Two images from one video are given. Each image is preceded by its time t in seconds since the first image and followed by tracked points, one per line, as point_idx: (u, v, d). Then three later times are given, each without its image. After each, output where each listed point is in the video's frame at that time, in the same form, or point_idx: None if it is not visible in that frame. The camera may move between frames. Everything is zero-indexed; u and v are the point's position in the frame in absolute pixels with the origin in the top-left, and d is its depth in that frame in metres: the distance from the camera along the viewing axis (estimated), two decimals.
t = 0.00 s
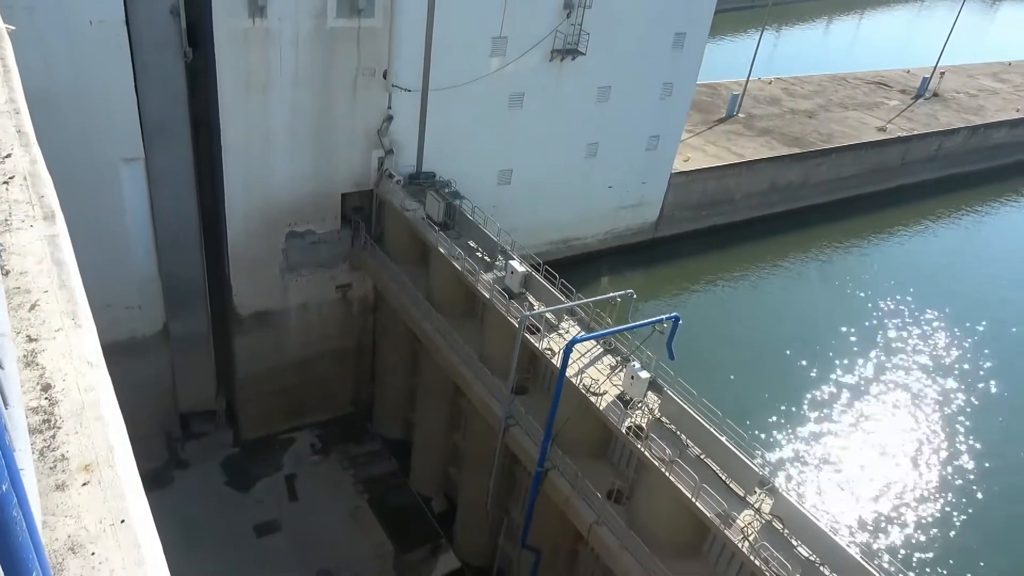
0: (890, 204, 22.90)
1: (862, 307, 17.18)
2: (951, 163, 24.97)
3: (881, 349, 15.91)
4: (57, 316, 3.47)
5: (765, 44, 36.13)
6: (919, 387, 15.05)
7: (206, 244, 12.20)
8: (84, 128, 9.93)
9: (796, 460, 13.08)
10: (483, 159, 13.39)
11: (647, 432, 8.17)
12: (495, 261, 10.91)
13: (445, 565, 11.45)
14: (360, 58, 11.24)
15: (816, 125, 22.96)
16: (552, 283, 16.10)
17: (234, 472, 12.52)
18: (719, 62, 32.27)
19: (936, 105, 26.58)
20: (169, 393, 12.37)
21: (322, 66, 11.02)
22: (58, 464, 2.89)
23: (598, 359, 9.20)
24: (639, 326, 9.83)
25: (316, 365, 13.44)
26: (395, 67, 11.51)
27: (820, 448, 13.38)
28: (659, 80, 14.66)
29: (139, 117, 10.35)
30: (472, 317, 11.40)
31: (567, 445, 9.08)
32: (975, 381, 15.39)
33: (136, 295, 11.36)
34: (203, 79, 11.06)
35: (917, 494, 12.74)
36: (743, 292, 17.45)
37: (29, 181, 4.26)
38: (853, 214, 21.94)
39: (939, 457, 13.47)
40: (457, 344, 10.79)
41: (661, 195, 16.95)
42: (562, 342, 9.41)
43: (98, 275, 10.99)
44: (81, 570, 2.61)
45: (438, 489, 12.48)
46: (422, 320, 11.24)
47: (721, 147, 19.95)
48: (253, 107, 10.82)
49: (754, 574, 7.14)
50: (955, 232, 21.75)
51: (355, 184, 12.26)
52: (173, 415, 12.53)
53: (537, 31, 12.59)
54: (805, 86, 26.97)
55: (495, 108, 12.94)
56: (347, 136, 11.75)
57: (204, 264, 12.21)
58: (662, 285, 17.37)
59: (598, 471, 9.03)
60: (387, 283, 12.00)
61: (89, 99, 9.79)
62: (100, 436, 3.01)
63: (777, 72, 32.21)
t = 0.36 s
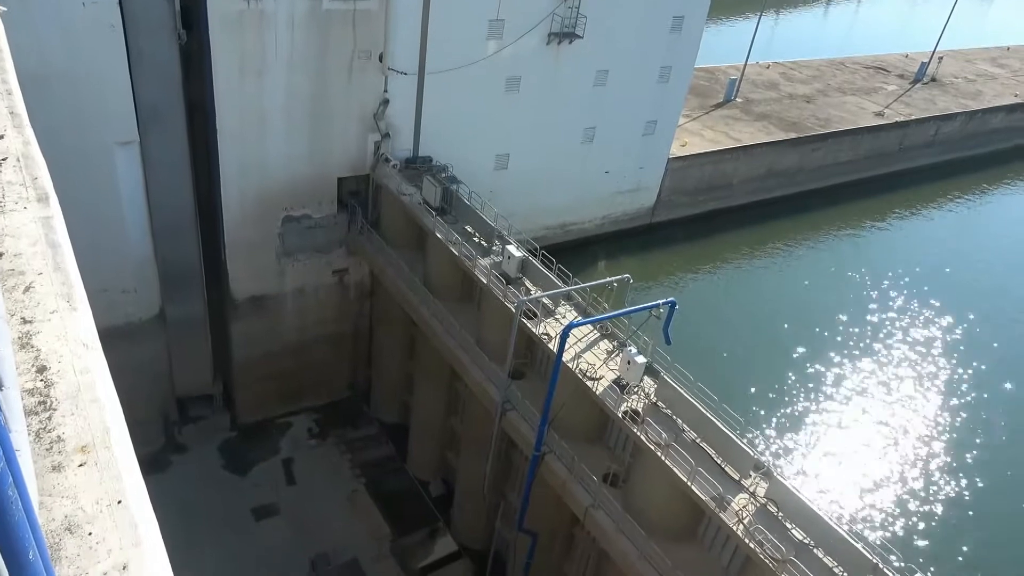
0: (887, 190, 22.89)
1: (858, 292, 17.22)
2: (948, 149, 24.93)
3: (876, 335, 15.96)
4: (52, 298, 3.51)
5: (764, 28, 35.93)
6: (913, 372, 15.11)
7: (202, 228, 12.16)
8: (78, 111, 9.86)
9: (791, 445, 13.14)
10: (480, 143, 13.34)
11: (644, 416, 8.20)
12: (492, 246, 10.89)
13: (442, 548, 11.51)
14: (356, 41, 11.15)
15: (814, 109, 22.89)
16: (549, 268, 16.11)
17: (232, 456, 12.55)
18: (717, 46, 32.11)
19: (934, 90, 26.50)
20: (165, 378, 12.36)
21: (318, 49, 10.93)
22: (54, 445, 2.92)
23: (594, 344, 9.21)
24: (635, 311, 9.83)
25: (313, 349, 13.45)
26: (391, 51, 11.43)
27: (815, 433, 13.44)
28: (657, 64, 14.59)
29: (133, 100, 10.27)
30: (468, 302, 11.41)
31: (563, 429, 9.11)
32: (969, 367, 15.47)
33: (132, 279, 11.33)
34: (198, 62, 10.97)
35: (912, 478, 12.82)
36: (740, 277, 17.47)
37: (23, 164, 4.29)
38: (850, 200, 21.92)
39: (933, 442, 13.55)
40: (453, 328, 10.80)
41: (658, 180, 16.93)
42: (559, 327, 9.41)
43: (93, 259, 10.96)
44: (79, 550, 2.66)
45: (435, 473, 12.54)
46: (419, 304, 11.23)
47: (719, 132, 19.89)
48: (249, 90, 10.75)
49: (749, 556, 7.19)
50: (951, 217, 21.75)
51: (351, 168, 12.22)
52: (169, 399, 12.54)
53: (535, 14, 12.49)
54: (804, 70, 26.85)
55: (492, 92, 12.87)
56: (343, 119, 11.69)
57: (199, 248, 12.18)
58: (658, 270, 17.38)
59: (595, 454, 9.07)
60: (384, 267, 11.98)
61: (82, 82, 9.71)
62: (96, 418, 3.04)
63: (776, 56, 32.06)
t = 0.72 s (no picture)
0: (886, 173, 22.83)
1: (857, 276, 17.23)
2: (948, 132, 24.85)
3: (873, 318, 16.00)
4: (49, 278, 3.55)
5: (764, 10, 35.66)
6: (910, 355, 15.17)
7: (199, 211, 12.12)
8: (74, 94, 9.79)
9: (789, 428, 13.20)
10: (478, 125, 13.28)
11: (641, 399, 8.22)
12: (490, 229, 10.86)
13: (440, 530, 11.57)
14: (353, 22, 11.06)
15: (813, 92, 22.80)
16: (547, 252, 16.11)
17: (231, 439, 12.58)
18: (717, 28, 31.89)
19: (934, 73, 26.37)
20: (164, 361, 12.37)
21: (315, 31, 10.84)
22: (52, 425, 2.94)
23: (592, 327, 9.22)
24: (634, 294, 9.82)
25: (311, 332, 13.46)
26: (389, 32, 11.33)
27: (812, 416, 13.51)
28: (656, 45, 14.50)
29: (129, 81, 10.21)
30: (466, 285, 11.40)
31: (561, 412, 9.14)
32: (965, 350, 15.52)
33: (129, 263, 11.32)
34: (194, 44, 10.88)
35: (908, 461, 12.89)
36: (738, 261, 17.48)
37: (17, 145, 4.39)
38: (849, 183, 21.88)
39: (929, 424, 13.62)
40: (451, 311, 10.80)
41: (657, 163, 16.89)
42: (557, 310, 9.42)
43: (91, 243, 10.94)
44: (78, 528, 2.68)
45: (434, 455, 12.59)
46: (417, 288, 11.22)
47: (718, 115, 19.81)
48: (245, 71, 10.66)
49: (745, 536, 7.24)
50: (950, 200, 21.73)
51: (349, 150, 12.16)
52: (168, 382, 12.57)
53: None
54: (804, 53, 26.70)
55: (489, 74, 12.78)
56: (340, 101, 11.61)
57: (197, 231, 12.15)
58: (657, 253, 17.38)
59: (592, 437, 9.09)
60: (382, 250, 11.97)
61: (77, 64, 9.64)
62: (94, 398, 3.06)
63: (776, 38, 31.86)
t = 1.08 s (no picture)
0: (886, 156, 22.77)
1: (855, 259, 17.22)
2: (948, 115, 24.77)
3: (872, 301, 16.02)
4: (46, 261, 3.56)
5: None
6: (907, 338, 15.21)
7: (197, 195, 12.08)
8: (70, 78, 9.72)
9: (787, 411, 13.26)
10: (477, 108, 13.22)
11: (640, 382, 8.24)
12: (489, 212, 10.83)
13: (440, 513, 11.64)
14: (350, 5, 10.96)
15: (813, 74, 22.68)
16: (546, 235, 16.11)
17: (230, 424, 12.62)
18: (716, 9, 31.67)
19: (935, 55, 26.23)
20: (163, 345, 12.38)
21: (311, 14, 10.74)
22: (52, 408, 2.96)
23: (591, 311, 9.23)
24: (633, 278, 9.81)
25: (309, 316, 13.46)
26: (386, 15, 11.23)
27: (809, 399, 13.56)
28: (655, 28, 14.40)
29: (124, 65, 10.13)
30: (465, 269, 11.38)
31: (560, 395, 9.16)
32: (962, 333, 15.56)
33: (127, 248, 11.30)
34: (189, 27, 10.78)
35: (904, 444, 12.96)
36: (736, 244, 17.48)
37: (12, 127, 4.41)
38: (848, 166, 21.83)
39: (925, 407, 13.69)
40: (450, 296, 10.80)
41: (656, 146, 16.84)
42: (556, 294, 9.41)
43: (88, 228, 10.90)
44: (78, 510, 2.69)
45: (433, 438, 12.64)
46: (415, 272, 11.21)
47: (717, 98, 19.72)
48: (241, 55, 10.58)
49: (743, 518, 7.29)
50: (948, 183, 21.70)
51: (346, 134, 12.10)
52: (168, 367, 12.59)
53: None
54: (804, 35, 26.54)
55: (487, 57, 12.69)
56: (337, 84, 11.53)
57: (195, 216, 12.12)
58: (655, 237, 17.37)
59: (592, 420, 9.14)
60: (380, 235, 11.94)
61: (73, 48, 9.56)
62: (93, 381, 3.08)
63: (776, 20, 31.64)
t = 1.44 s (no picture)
0: (886, 135, 22.67)
1: (854, 239, 17.21)
2: (949, 93, 24.63)
3: (871, 281, 16.03)
4: (43, 241, 3.63)
5: None
6: (906, 318, 15.23)
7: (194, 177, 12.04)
8: (64, 60, 9.65)
9: (784, 390, 13.32)
10: (475, 88, 13.14)
11: (639, 362, 8.25)
12: (487, 193, 10.79)
13: (440, 493, 11.72)
14: None
15: (813, 53, 22.53)
16: (544, 216, 16.09)
17: (231, 405, 12.67)
18: None
19: (936, 33, 26.03)
20: (162, 327, 12.39)
21: None
22: (52, 388, 3.02)
23: (590, 292, 9.23)
24: (632, 258, 9.80)
25: (308, 298, 13.46)
26: None
27: (807, 378, 13.62)
28: (655, 6, 14.28)
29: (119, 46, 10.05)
30: (463, 250, 11.36)
31: (559, 376, 9.19)
32: (960, 312, 15.59)
33: (124, 230, 11.28)
34: (183, 7, 10.67)
35: (901, 422, 13.04)
36: (735, 224, 17.46)
37: (6, 107, 4.52)
38: (848, 144, 21.75)
39: (923, 386, 13.74)
40: (448, 277, 10.80)
41: (654, 126, 16.76)
42: (555, 275, 9.41)
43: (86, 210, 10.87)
44: (80, 488, 2.74)
45: (433, 419, 12.70)
46: (413, 253, 11.20)
47: (716, 77, 19.60)
48: (237, 35, 10.48)
49: (740, 497, 7.33)
50: (948, 162, 21.62)
51: (343, 115, 12.03)
52: (167, 349, 12.61)
53: None
54: (804, 12, 26.32)
55: (485, 36, 12.58)
56: (334, 65, 11.45)
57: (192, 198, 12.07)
58: (654, 218, 17.35)
59: (591, 400, 9.17)
60: (378, 216, 11.92)
61: (67, 29, 9.48)
62: (92, 361, 3.14)
63: None
